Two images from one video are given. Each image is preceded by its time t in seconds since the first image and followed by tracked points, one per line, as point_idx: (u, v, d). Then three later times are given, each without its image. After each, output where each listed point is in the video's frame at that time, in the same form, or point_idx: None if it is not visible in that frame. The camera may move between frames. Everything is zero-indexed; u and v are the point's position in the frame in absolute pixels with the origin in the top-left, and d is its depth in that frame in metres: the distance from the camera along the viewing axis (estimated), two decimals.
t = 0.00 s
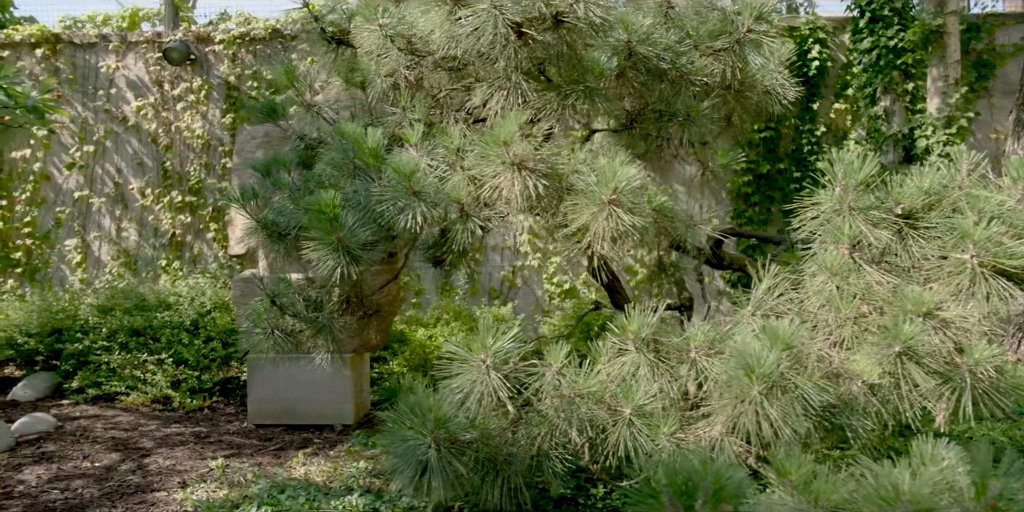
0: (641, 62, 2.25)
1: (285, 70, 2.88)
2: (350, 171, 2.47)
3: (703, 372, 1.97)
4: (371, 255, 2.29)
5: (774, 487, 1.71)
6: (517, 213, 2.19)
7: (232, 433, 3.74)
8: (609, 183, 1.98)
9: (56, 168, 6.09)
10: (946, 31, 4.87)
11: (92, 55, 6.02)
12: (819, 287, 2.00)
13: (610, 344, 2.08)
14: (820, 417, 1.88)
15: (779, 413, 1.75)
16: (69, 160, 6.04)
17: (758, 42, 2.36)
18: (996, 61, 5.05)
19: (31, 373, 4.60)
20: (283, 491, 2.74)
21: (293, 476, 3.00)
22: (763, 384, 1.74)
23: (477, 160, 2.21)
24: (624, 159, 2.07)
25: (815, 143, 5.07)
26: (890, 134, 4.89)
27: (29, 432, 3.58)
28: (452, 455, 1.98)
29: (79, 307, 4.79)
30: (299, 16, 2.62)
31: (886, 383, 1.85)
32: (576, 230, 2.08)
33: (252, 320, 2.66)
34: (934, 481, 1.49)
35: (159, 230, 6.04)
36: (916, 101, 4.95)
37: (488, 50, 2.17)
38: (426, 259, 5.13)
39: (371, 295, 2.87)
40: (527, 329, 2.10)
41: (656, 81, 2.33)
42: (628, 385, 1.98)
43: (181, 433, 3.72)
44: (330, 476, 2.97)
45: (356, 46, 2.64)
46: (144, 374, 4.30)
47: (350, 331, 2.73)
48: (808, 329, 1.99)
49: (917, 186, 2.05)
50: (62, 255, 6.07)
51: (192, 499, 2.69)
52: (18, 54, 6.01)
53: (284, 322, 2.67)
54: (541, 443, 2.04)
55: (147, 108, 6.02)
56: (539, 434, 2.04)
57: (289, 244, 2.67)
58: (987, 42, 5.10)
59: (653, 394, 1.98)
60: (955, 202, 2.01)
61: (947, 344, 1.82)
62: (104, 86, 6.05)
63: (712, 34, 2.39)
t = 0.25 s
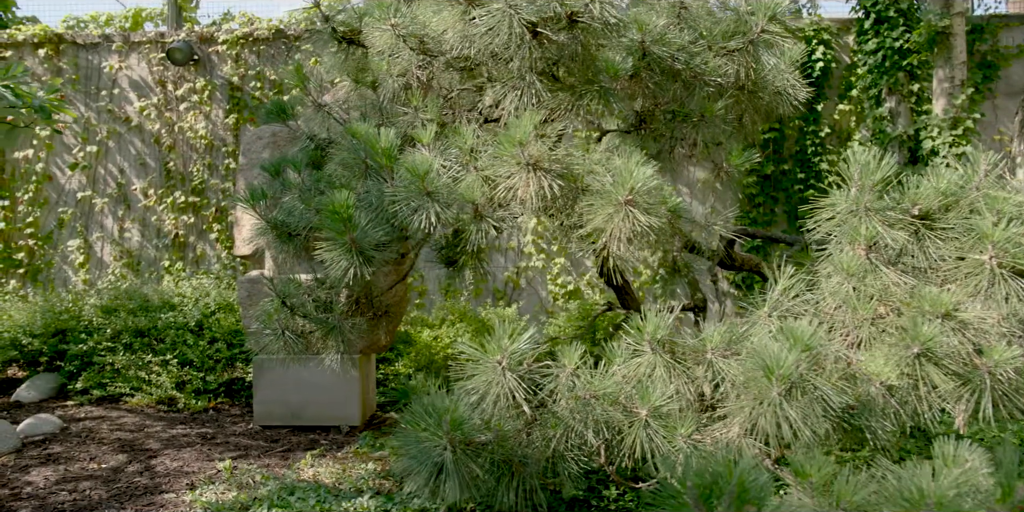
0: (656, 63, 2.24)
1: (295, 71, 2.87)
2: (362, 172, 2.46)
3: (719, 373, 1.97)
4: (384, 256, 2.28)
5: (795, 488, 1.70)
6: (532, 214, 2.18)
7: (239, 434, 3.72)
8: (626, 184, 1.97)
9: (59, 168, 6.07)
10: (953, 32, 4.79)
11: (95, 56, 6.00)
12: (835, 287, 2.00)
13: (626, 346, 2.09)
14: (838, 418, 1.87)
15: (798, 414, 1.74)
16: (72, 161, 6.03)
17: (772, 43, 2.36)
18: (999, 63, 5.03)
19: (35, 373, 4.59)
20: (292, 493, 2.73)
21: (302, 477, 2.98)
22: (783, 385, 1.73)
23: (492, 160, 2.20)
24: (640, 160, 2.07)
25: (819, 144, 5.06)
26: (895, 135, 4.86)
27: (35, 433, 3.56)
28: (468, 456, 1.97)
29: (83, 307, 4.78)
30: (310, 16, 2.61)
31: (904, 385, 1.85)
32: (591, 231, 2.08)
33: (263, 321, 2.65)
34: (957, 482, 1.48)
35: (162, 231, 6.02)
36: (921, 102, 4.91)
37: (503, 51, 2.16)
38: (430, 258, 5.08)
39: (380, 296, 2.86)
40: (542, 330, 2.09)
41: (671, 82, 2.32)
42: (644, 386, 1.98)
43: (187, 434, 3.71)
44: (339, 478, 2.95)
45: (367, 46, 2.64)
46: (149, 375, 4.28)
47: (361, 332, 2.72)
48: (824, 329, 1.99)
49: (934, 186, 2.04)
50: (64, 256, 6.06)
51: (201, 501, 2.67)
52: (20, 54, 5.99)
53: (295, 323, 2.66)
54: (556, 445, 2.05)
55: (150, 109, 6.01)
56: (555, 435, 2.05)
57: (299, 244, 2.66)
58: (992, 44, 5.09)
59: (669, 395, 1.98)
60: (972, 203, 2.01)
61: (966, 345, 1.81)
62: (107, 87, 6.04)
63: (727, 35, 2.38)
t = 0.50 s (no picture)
0: (671, 63, 2.23)
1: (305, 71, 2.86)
2: (374, 173, 2.45)
3: (737, 374, 1.96)
4: (397, 256, 2.27)
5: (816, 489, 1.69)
6: (546, 215, 2.18)
7: (245, 436, 3.71)
8: (643, 184, 1.96)
9: (61, 169, 6.06)
10: (959, 33, 4.78)
11: (98, 56, 5.99)
12: (852, 288, 1.99)
13: (641, 347, 2.09)
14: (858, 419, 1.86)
15: (819, 415, 1.73)
16: (75, 161, 6.01)
17: (785, 43, 2.38)
18: (1004, 64, 5.01)
19: (39, 375, 4.57)
20: (302, 494, 2.72)
21: (311, 479, 2.97)
22: (803, 385, 1.72)
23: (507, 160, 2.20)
24: (656, 160, 2.06)
25: (823, 145, 5.05)
26: (901, 136, 4.85)
27: (41, 434, 3.55)
28: (484, 458, 1.94)
29: (87, 308, 4.76)
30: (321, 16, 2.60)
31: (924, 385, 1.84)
32: (607, 232, 2.08)
33: (274, 322, 2.64)
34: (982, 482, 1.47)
35: (165, 232, 6.01)
36: (927, 103, 4.90)
37: (519, 51, 2.16)
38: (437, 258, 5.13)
39: (389, 296, 2.85)
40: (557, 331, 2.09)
41: (685, 83, 2.31)
42: (661, 387, 1.97)
43: (193, 436, 3.70)
44: (348, 480, 2.94)
45: (377, 46, 2.61)
46: (153, 377, 4.26)
47: (371, 333, 2.70)
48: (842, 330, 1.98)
49: (951, 187, 2.04)
50: (67, 257, 6.04)
51: (211, 502, 2.66)
52: (23, 54, 5.97)
53: (306, 324, 2.65)
54: (572, 446, 2.03)
55: (153, 109, 6.00)
56: (571, 437, 2.04)
57: (309, 245, 2.65)
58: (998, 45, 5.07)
59: (686, 396, 1.97)
60: (990, 204, 2.01)
61: (986, 346, 1.80)
62: (110, 87, 6.03)
63: (740, 35, 2.39)
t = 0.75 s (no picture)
0: (685, 64, 2.22)
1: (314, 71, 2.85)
2: (386, 173, 2.45)
3: (753, 375, 1.95)
4: (410, 256, 2.27)
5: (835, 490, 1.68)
6: (560, 216, 2.18)
7: (252, 437, 3.70)
8: (660, 184, 1.96)
9: (64, 169, 6.05)
10: (965, 34, 4.78)
11: (101, 56, 5.97)
12: (866, 288, 1.98)
13: (656, 348, 2.09)
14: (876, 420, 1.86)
15: (837, 416, 1.73)
16: (78, 162, 6.00)
17: (800, 44, 2.36)
18: (1008, 65, 4.99)
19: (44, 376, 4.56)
20: (312, 496, 2.71)
21: (320, 481, 2.96)
22: (821, 386, 1.72)
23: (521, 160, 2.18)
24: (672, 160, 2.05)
25: (827, 146, 5.02)
26: (906, 137, 4.85)
27: (47, 436, 3.54)
28: (500, 460, 1.94)
29: (91, 309, 4.75)
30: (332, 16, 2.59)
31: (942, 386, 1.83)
32: (623, 233, 2.07)
33: (284, 322, 2.63)
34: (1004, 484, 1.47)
35: (168, 232, 6.00)
36: (932, 104, 4.89)
37: (534, 50, 2.16)
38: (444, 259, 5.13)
39: (400, 297, 2.84)
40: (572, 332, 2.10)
41: (700, 84, 2.30)
42: (676, 389, 1.97)
43: (199, 437, 3.68)
44: (357, 481, 2.93)
45: (388, 46, 2.61)
46: (158, 378, 4.25)
47: (382, 334, 2.69)
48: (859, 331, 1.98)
49: (968, 187, 2.03)
50: (70, 257, 6.03)
51: (221, 504, 2.65)
52: (26, 54, 5.95)
53: (316, 325, 2.64)
54: (587, 448, 2.04)
55: (156, 110, 5.99)
56: (586, 438, 2.04)
57: (320, 246, 2.64)
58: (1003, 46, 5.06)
59: (702, 397, 1.97)
60: (1008, 204, 2.00)
61: (1004, 346, 1.80)
62: (113, 88, 6.01)
63: (754, 35, 2.37)
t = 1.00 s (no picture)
0: (700, 65, 2.21)
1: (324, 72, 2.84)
2: (398, 173, 2.45)
3: (770, 376, 1.95)
4: (423, 256, 2.26)
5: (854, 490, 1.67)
6: (575, 216, 2.17)
7: (259, 438, 3.68)
8: (677, 185, 1.96)
9: (67, 171, 6.04)
10: (971, 35, 4.79)
11: (104, 57, 5.96)
12: (882, 288, 1.98)
13: (671, 349, 2.09)
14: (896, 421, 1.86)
15: (857, 417, 1.72)
16: (81, 163, 6.00)
17: (814, 45, 2.35)
18: (1012, 66, 4.98)
19: (48, 377, 4.55)
20: (322, 498, 2.70)
21: (330, 482, 2.94)
22: (840, 388, 1.72)
23: (536, 160, 2.19)
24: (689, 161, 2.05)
25: (832, 148, 5.02)
26: (911, 138, 4.81)
27: (53, 437, 3.53)
28: (516, 460, 1.92)
29: (96, 311, 4.75)
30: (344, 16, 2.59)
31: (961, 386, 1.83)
32: (639, 234, 2.07)
33: (296, 323, 2.62)
34: None
35: (171, 233, 5.99)
36: (937, 105, 4.86)
37: (548, 50, 2.16)
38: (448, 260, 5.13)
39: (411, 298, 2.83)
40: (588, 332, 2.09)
41: (715, 84, 2.29)
42: (693, 390, 1.96)
43: (206, 438, 3.67)
44: (367, 483, 2.92)
45: (399, 46, 2.59)
46: (164, 379, 4.24)
47: (393, 335, 2.68)
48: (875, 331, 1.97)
49: (986, 187, 2.02)
50: (73, 258, 6.03)
51: (231, 506, 2.64)
52: (29, 55, 5.94)
53: (327, 326, 2.62)
54: (603, 449, 2.04)
55: (160, 110, 5.98)
56: (602, 439, 2.04)
57: (330, 247, 2.63)
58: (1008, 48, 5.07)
59: (720, 399, 1.96)
60: None
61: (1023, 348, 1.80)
62: (117, 88, 6.00)
63: (767, 36, 2.38)
